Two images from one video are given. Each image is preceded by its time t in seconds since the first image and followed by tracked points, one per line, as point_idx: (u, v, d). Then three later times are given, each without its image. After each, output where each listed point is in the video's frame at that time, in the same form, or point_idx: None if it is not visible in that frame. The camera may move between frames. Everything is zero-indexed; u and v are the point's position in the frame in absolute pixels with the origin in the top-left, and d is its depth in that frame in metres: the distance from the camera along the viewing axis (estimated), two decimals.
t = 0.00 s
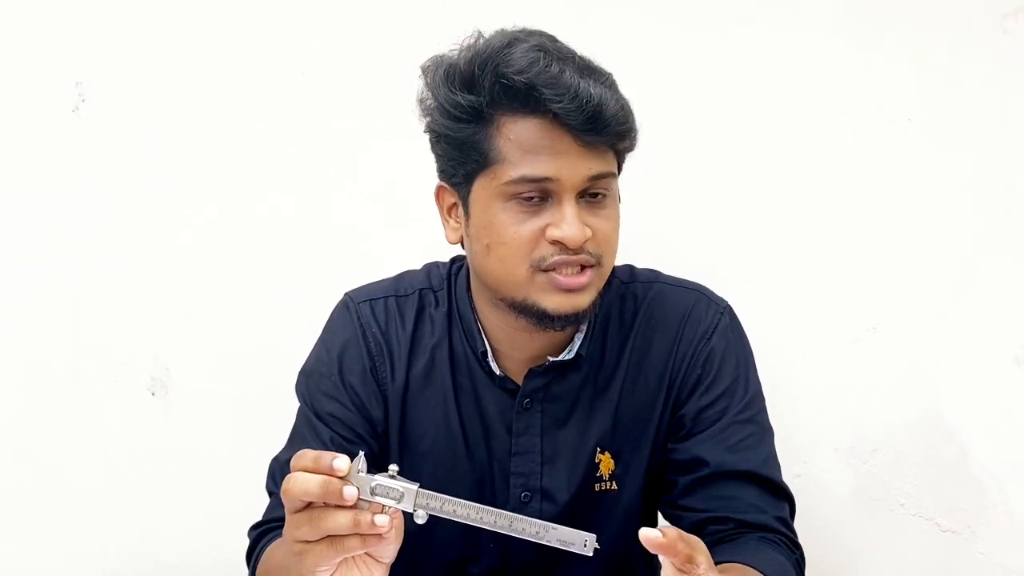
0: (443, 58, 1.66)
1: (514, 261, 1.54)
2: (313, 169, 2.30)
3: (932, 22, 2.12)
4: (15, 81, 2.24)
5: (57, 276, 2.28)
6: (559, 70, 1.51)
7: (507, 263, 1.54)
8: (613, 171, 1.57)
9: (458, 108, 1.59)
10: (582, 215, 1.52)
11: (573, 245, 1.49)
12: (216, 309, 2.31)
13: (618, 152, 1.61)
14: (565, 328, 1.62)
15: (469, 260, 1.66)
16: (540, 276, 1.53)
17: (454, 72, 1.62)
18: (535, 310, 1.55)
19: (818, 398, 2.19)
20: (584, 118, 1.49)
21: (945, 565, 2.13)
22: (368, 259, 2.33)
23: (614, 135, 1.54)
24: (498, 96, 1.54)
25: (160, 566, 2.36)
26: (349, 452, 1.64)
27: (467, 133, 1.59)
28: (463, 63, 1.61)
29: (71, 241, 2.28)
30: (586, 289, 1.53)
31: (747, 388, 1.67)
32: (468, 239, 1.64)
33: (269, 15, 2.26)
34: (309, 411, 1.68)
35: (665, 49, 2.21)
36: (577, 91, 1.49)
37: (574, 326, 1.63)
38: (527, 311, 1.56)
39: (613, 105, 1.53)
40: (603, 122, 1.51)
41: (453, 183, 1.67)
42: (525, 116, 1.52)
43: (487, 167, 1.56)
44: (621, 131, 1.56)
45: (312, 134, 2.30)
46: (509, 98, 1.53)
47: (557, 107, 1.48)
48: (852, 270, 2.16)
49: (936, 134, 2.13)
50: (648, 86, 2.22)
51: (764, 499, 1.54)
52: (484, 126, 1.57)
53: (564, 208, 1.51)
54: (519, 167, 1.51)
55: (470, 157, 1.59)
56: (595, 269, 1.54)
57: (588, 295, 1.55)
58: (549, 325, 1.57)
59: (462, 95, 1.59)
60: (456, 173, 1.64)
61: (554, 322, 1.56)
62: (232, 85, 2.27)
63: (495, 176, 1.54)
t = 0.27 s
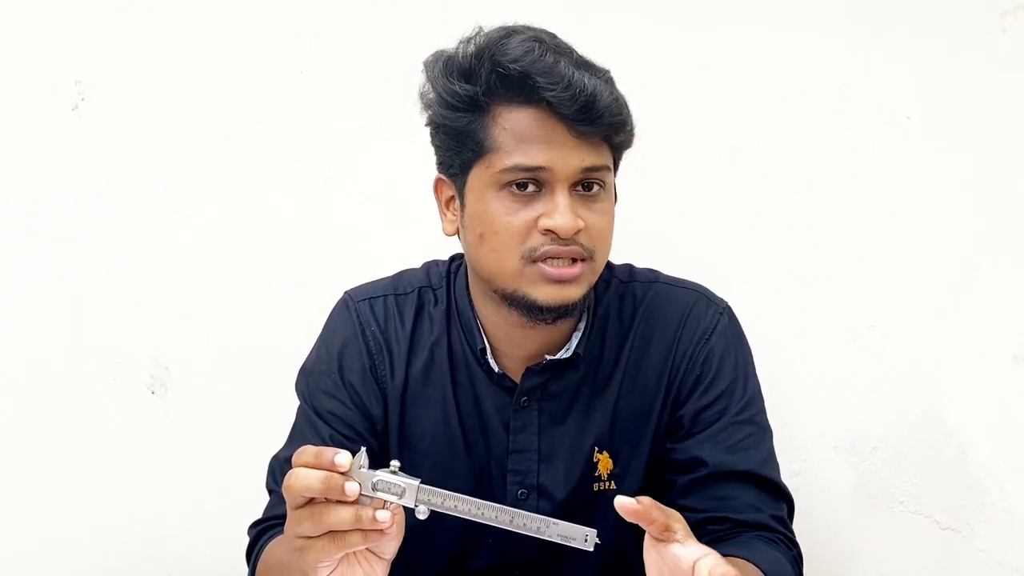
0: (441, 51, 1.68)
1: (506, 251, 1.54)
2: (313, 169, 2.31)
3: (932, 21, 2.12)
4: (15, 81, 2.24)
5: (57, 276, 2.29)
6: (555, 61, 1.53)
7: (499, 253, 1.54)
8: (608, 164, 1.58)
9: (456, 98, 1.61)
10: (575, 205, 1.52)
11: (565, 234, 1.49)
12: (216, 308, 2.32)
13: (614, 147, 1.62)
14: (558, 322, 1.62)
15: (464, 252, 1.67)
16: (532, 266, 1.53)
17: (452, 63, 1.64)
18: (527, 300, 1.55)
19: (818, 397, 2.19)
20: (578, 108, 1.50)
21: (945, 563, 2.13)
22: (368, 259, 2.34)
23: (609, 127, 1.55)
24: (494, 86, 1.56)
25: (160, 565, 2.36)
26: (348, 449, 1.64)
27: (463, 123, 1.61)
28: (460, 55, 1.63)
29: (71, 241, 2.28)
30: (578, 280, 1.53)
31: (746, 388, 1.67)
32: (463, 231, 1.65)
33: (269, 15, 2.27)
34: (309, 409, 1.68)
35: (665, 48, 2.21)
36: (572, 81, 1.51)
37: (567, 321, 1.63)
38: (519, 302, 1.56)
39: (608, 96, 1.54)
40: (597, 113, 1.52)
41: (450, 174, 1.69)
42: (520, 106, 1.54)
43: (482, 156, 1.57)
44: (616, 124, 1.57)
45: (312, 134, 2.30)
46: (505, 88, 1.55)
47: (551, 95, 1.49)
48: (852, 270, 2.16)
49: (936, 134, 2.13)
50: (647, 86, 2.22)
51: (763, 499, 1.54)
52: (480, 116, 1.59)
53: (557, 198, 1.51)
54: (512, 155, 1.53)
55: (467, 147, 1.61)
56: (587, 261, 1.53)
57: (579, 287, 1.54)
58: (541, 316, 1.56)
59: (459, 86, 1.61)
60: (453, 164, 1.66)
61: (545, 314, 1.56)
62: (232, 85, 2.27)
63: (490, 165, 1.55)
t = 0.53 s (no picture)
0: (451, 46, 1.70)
1: (503, 245, 1.54)
2: (313, 169, 2.31)
3: (932, 21, 2.13)
4: (15, 81, 2.24)
5: (57, 276, 2.29)
6: (559, 57, 1.54)
7: (496, 247, 1.54)
8: (610, 165, 1.58)
9: (460, 92, 1.63)
10: (573, 203, 1.52)
11: (562, 230, 1.49)
12: (216, 307, 2.32)
13: (616, 148, 1.62)
14: (554, 321, 1.61)
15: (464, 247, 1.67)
16: (528, 262, 1.52)
17: (459, 58, 1.66)
18: (522, 296, 1.54)
19: (818, 396, 2.19)
20: (580, 104, 1.51)
21: (946, 563, 2.14)
22: (369, 259, 2.34)
23: (611, 125, 1.56)
24: (498, 80, 1.57)
25: (160, 564, 2.36)
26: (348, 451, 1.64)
27: (467, 117, 1.62)
28: (468, 50, 1.65)
29: (71, 240, 2.28)
30: (573, 278, 1.52)
31: (747, 395, 1.68)
32: (463, 225, 1.65)
33: (269, 14, 2.27)
34: (309, 411, 1.68)
35: (665, 47, 2.21)
36: (575, 77, 1.52)
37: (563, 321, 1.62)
38: (514, 297, 1.56)
39: (611, 95, 1.55)
40: (599, 111, 1.53)
41: (453, 169, 1.70)
42: (523, 100, 1.55)
43: (484, 150, 1.58)
44: (618, 124, 1.58)
45: (312, 134, 2.30)
46: (509, 83, 1.56)
47: (554, 90, 1.50)
48: (852, 270, 2.16)
49: (936, 134, 2.13)
50: (648, 86, 2.22)
51: (759, 505, 1.55)
52: (484, 110, 1.60)
53: (556, 194, 1.51)
54: (513, 149, 1.53)
55: (470, 142, 1.62)
56: (584, 259, 1.53)
57: (575, 284, 1.53)
58: (535, 312, 1.56)
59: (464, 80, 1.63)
60: (456, 159, 1.67)
61: (540, 310, 1.55)
62: (232, 85, 2.27)
63: (491, 159, 1.56)
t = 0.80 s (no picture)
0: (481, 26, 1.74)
1: (506, 214, 1.53)
2: (313, 169, 2.31)
3: (932, 21, 2.13)
4: (16, 79, 2.24)
5: (57, 276, 2.29)
6: (586, 40, 1.58)
7: (500, 216, 1.54)
8: (620, 156, 1.60)
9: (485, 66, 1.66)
10: (579, 181, 1.53)
11: (565, 204, 1.49)
12: (217, 306, 2.32)
13: (628, 142, 1.65)
14: (547, 301, 1.59)
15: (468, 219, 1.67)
16: (527, 232, 1.52)
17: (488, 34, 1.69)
18: (517, 266, 1.52)
19: (817, 393, 2.20)
20: (601, 85, 1.54)
21: (946, 561, 2.14)
22: (370, 257, 2.34)
23: (625, 116, 1.59)
24: (523, 54, 1.59)
25: (160, 563, 2.37)
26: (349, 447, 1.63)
27: (489, 89, 1.64)
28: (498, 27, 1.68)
29: (72, 238, 2.28)
30: (570, 255, 1.51)
31: (743, 384, 1.68)
32: (470, 198, 1.66)
33: (270, 15, 2.27)
34: (308, 407, 1.67)
35: (666, 46, 2.21)
36: (599, 60, 1.56)
37: (556, 301, 1.60)
38: (509, 268, 1.54)
39: (631, 86, 1.59)
40: (618, 97, 1.56)
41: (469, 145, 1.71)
42: (545, 78, 1.58)
43: (501, 122, 1.60)
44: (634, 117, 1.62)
45: (313, 134, 2.30)
46: (535, 59, 1.58)
47: (577, 66, 1.54)
48: (851, 269, 2.17)
49: (935, 133, 2.13)
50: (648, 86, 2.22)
51: (758, 494, 1.55)
52: (507, 83, 1.62)
53: (564, 170, 1.52)
54: (529, 122, 1.55)
55: (489, 113, 1.63)
56: (582, 238, 1.52)
57: (571, 262, 1.52)
58: (528, 286, 1.54)
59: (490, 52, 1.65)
60: (474, 133, 1.69)
61: (533, 284, 1.53)
62: (233, 85, 2.28)
63: (507, 130, 1.58)
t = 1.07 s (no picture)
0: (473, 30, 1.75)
1: (505, 214, 1.55)
2: (313, 169, 2.32)
3: (932, 21, 2.13)
4: (17, 79, 2.25)
5: (57, 276, 2.29)
6: (576, 38, 1.59)
7: (498, 217, 1.55)
8: (616, 151, 1.61)
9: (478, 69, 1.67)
10: (577, 179, 1.54)
11: (563, 202, 1.51)
12: (217, 306, 2.32)
13: (624, 136, 1.65)
14: (550, 299, 1.60)
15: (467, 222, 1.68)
16: (527, 232, 1.53)
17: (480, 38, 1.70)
18: (518, 266, 1.54)
19: (817, 393, 2.20)
20: (593, 82, 1.55)
21: (945, 559, 2.15)
22: (370, 257, 2.35)
23: (619, 111, 1.59)
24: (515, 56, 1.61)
25: (161, 562, 2.37)
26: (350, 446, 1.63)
27: (483, 92, 1.65)
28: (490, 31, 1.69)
29: (73, 238, 2.29)
30: (571, 253, 1.52)
31: (743, 384, 1.69)
32: (469, 200, 1.67)
33: (270, 15, 2.27)
34: (310, 406, 1.68)
35: (666, 46, 2.21)
36: (590, 57, 1.56)
37: (558, 300, 1.61)
38: (511, 269, 1.55)
39: (623, 81, 1.59)
40: (610, 92, 1.57)
41: (465, 148, 1.72)
42: (537, 77, 1.58)
43: (496, 124, 1.61)
44: (628, 111, 1.62)
45: (313, 134, 2.31)
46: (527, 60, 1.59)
47: (568, 64, 1.54)
48: (851, 269, 2.17)
49: (934, 133, 2.14)
50: (648, 85, 2.22)
51: (757, 493, 1.55)
52: (500, 86, 1.63)
53: (561, 168, 1.53)
54: (523, 121, 1.56)
55: (483, 116, 1.65)
56: (582, 235, 1.54)
57: (573, 259, 1.53)
58: (530, 285, 1.55)
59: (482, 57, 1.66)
60: (470, 136, 1.70)
61: (535, 284, 1.54)
62: (233, 85, 2.28)
63: (502, 132, 1.59)
